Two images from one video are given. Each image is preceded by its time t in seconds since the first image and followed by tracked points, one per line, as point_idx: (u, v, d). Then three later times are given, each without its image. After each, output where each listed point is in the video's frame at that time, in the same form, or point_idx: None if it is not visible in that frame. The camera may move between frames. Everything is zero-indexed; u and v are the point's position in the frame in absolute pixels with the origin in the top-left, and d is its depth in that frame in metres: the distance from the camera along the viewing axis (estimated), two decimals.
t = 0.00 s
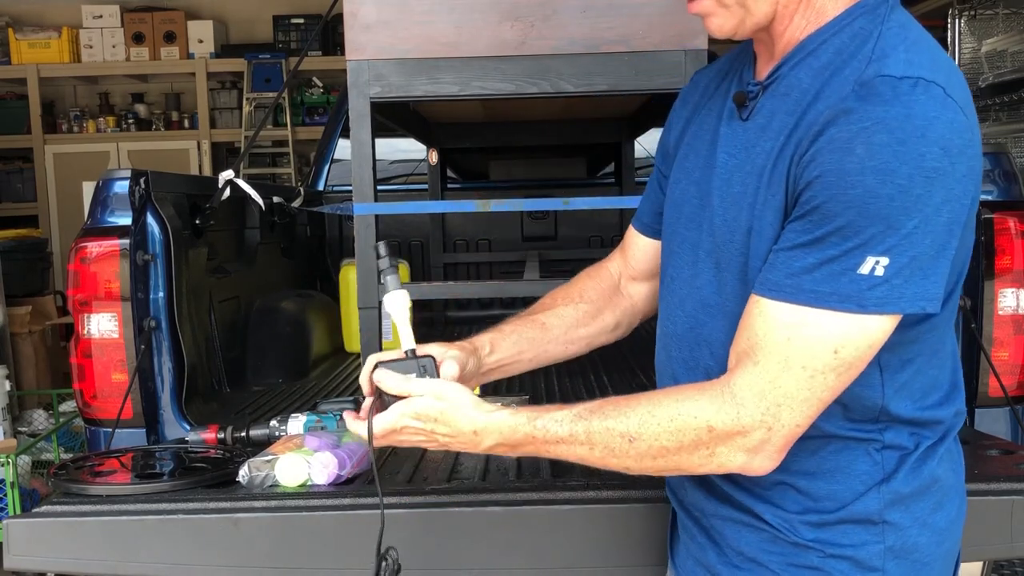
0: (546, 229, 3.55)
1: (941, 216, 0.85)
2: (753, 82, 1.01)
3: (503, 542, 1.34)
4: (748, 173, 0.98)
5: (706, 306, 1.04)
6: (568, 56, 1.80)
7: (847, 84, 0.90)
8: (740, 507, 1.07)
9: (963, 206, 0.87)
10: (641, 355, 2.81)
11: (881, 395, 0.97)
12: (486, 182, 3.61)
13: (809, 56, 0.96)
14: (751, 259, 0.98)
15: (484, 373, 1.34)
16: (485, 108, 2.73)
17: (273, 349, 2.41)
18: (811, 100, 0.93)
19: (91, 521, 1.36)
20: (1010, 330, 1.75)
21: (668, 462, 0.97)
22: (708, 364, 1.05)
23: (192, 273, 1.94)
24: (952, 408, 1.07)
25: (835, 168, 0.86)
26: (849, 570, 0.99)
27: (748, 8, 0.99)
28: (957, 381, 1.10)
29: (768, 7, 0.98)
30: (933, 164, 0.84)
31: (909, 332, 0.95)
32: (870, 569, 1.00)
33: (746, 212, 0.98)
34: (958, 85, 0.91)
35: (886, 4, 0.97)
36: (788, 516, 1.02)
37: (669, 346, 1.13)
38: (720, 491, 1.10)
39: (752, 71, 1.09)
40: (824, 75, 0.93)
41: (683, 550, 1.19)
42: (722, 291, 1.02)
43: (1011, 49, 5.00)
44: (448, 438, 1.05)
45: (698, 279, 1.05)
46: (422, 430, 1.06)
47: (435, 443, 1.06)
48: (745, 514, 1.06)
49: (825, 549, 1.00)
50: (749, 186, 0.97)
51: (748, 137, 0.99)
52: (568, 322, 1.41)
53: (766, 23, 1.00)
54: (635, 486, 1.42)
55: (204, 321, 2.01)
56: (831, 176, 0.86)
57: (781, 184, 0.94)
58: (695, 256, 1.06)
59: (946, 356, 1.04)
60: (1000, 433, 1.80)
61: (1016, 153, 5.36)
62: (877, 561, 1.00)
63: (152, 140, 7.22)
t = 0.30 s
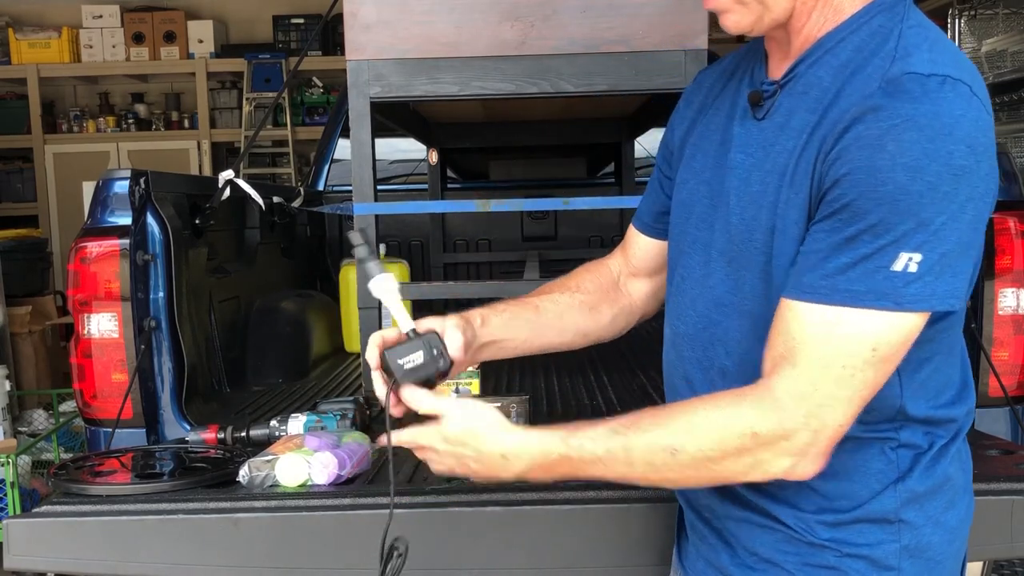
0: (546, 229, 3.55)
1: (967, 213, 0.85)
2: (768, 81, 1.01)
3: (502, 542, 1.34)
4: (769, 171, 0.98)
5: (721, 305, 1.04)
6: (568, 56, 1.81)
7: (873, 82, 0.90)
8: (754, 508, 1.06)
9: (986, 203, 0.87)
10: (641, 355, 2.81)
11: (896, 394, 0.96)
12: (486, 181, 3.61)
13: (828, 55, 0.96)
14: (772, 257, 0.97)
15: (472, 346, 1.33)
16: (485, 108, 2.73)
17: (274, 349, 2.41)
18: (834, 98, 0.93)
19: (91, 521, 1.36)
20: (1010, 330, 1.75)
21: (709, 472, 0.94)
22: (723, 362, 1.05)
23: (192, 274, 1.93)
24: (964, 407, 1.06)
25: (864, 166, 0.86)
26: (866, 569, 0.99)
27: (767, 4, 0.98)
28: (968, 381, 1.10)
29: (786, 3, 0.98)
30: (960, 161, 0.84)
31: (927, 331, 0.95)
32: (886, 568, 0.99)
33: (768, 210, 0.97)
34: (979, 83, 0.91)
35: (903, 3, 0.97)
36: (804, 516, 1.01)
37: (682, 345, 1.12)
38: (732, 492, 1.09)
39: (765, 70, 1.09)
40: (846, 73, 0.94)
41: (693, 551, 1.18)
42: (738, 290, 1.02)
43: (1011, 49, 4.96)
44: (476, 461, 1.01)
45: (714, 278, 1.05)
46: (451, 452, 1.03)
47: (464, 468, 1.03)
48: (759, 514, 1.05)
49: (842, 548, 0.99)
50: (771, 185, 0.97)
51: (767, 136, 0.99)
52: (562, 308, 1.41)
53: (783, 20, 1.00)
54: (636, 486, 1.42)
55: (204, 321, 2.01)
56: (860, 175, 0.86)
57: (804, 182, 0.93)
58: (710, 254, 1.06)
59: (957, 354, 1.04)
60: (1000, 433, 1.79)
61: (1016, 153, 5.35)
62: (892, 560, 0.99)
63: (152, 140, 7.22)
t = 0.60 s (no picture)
0: (546, 228, 3.55)
1: None
2: (776, 80, 1.02)
3: (501, 542, 1.34)
4: (786, 174, 0.96)
5: (734, 309, 1.01)
6: (568, 56, 1.81)
7: (914, 83, 0.85)
8: (753, 513, 1.03)
9: None
10: (641, 355, 2.81)
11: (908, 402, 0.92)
12: (486, 181, 3.61)
13: (841, 55, 0.94)
14: (795, 261, 0.94)
15: (456, 338, 1.32)
16: (485, 108, 2.74)
17: (272, 350, 2.42)
18: (863, 100, 0.89)
19: (91, 521, 1.36)
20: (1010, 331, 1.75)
21: (991, 534, 0.79)
22: (738, 365, 1.02)
23: (192, 274, 1.93)
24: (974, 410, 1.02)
25: (929, 171, 0.79)
26: (867, 571, 0.97)
27: (769, 3, 0.99)
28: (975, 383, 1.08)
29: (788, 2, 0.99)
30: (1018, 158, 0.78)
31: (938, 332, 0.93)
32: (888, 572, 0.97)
33: (788, 214, 0.94)
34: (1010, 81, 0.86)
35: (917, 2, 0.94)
36: (805, 521, 0.98)
37: (691, 350, 1.10)
38: (731, 496, 1.06)
39: (769, 68, 1.08)
40: (870, 73, 0.90)
41: (694, 550, 1.17)
42: (745, 293, 1.00)
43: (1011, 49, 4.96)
44: None
45: (728, 282, 1.02)
46: None
47: None
48: (759, 520, 1.03)
49: (845, 552, 0.97)
50: (793, 188, 0.94)
51: (779, 137, 0.98)
52: (547, 308, 1.41)
53: (787, 18, 1.01)
54: (635, 486, 1.42)
55: (204, 321, 2.01)
56: (925, 177, 0.79)
57: (833, 185, 0.90)
58: (724, 258, 1.02)
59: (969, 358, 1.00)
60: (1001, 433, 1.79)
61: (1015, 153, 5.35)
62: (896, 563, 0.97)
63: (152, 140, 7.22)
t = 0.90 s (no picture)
0: (546, 228, 3.55)
1: None
2: (775, 80, 1.02)
3: (502, 542, 1.34)
4: (792, 174, 0.96)
5: (738, 310, 1.01)
6: (568, 56, 1.81)
7: (929, 79, 0.87)
8: (755, 516, 1.02)
9: None
10: (641, 355, 2.81)
11: (913, 396, 0.94)
12: (486, 181, 3.61)
13: (841, 54, 0.95)
14: (806, 260, 0.94)
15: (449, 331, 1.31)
16: (486, 108, 2.73)
17: (271, 350, 2.42)
18: (873, 98, 0.91)
19: (91, 521, 1.36)
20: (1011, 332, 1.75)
21: None
22: (742, 366, 1.01)
23: (192, 273, 1.93)
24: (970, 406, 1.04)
25: (966, 165, 0.82)
26: (868, 571, 0.97)
27: (775, 3, 0.99)
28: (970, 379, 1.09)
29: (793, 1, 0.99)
30: None
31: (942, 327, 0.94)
32: (889, 570, 0.97)
33: (797, 214, 0.95)
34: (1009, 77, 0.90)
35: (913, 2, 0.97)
36: (806, 522, 0.98)
37: (689, 351, 1.08)
38: (732, 499, 1.05)
39: (767, 67, 1.08)
40: (876, 72, 0.92)
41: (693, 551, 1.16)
42: (750, 294, 0.99)
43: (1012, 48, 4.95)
44: None
45: (732, 283, 1.01)
46: None
47: None
48: (760, 522, 1.02)
49: (847, 551, 0.97)
50: (800, 188, 0.95)
51: (783, 137, 0.98)
52: (541, 303, 1.40)
53: (791, 17, 1.00)
54: (635, 486, 1.42)
55: (204, 321, 2.01)
56: (956, 171, 0.82)
57: (844, 184, 0.91)
58: (727, 258, 1.01)
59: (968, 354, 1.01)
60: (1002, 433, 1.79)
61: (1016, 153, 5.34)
62: (896, 562, 0.97)
63: (152, 140, 7.22)
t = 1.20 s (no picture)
0: (546, 229, 3.55)
1: None
2: (778, 79, 1.02)
3: (503, 542, 1.34)
4: (801, 169, 0.96)
5: (750, 307, 1.00)
6: (568, 56, 1.81)
7: (938, 69, 0.87)
8: (770, 516, 1.02)
9: None
10: (641, 355, 2.81)
11: (928, 390, 0.95)
12: (486, 181, 3.61)
13: (844, 50, 0.96)
14: (819, 255, 0.94)
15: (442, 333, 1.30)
16: (486, 108, 2.73)
17: (270, 351, 2.42)
18: (881, 92, 0.91)
19: (91, 522, 1.36)
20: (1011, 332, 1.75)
21: None
22: (756, 364, 1.00)
23: (193, 273, 1.93)
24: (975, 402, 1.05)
25: (978, 152, 0.82)
26: (880, 569, 0.97)
27: None
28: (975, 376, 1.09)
29: None
30: None
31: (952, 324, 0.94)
32: (900, 569, 0.97)
33: (808, 209, 0.94)
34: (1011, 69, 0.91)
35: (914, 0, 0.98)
36: (820, 520, 0.98)
37: (697, 350, 1.08)
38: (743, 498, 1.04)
39: (764, 69, 1.07)
40: (884, 66, 0.92)
41: (698, 551, 1.16)
42: (764, 291, 0.98)
43: (1012, 49, 4.94)
44: None
45: (743, 281, 1.00)
46: None
47: None
48: (772, 522, 1.02)
49: (859, 549, 0.97)
50: (810, 183, 0.95)
51: (789, 132, 0.98)
52: (534, 307, 1.40)
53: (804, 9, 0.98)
54: (635, 486, 1.42)
55: (204, 321, 2.01)
56: (966, 158, 0.83)
57: (855, 176, 0.91)
58: (737, 256, 1.01)
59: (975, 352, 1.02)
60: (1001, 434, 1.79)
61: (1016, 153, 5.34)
62: (907, 560, 0.97)
63: (152, 140, 7.22)
